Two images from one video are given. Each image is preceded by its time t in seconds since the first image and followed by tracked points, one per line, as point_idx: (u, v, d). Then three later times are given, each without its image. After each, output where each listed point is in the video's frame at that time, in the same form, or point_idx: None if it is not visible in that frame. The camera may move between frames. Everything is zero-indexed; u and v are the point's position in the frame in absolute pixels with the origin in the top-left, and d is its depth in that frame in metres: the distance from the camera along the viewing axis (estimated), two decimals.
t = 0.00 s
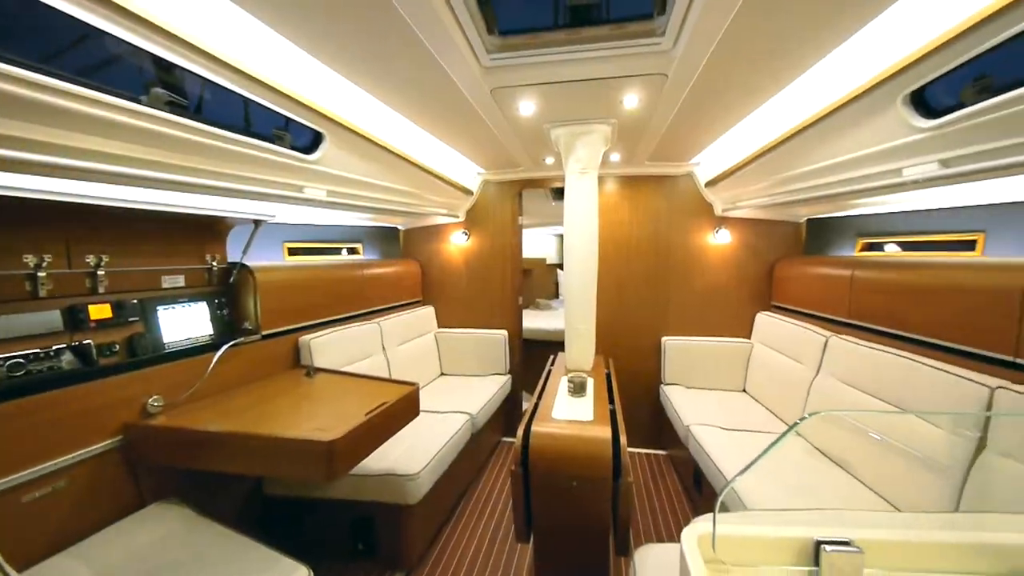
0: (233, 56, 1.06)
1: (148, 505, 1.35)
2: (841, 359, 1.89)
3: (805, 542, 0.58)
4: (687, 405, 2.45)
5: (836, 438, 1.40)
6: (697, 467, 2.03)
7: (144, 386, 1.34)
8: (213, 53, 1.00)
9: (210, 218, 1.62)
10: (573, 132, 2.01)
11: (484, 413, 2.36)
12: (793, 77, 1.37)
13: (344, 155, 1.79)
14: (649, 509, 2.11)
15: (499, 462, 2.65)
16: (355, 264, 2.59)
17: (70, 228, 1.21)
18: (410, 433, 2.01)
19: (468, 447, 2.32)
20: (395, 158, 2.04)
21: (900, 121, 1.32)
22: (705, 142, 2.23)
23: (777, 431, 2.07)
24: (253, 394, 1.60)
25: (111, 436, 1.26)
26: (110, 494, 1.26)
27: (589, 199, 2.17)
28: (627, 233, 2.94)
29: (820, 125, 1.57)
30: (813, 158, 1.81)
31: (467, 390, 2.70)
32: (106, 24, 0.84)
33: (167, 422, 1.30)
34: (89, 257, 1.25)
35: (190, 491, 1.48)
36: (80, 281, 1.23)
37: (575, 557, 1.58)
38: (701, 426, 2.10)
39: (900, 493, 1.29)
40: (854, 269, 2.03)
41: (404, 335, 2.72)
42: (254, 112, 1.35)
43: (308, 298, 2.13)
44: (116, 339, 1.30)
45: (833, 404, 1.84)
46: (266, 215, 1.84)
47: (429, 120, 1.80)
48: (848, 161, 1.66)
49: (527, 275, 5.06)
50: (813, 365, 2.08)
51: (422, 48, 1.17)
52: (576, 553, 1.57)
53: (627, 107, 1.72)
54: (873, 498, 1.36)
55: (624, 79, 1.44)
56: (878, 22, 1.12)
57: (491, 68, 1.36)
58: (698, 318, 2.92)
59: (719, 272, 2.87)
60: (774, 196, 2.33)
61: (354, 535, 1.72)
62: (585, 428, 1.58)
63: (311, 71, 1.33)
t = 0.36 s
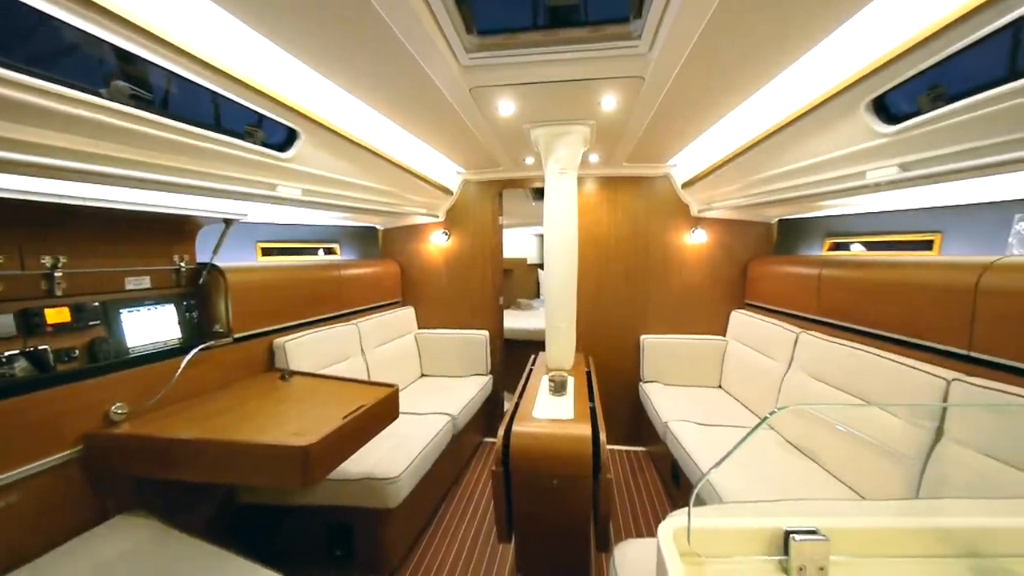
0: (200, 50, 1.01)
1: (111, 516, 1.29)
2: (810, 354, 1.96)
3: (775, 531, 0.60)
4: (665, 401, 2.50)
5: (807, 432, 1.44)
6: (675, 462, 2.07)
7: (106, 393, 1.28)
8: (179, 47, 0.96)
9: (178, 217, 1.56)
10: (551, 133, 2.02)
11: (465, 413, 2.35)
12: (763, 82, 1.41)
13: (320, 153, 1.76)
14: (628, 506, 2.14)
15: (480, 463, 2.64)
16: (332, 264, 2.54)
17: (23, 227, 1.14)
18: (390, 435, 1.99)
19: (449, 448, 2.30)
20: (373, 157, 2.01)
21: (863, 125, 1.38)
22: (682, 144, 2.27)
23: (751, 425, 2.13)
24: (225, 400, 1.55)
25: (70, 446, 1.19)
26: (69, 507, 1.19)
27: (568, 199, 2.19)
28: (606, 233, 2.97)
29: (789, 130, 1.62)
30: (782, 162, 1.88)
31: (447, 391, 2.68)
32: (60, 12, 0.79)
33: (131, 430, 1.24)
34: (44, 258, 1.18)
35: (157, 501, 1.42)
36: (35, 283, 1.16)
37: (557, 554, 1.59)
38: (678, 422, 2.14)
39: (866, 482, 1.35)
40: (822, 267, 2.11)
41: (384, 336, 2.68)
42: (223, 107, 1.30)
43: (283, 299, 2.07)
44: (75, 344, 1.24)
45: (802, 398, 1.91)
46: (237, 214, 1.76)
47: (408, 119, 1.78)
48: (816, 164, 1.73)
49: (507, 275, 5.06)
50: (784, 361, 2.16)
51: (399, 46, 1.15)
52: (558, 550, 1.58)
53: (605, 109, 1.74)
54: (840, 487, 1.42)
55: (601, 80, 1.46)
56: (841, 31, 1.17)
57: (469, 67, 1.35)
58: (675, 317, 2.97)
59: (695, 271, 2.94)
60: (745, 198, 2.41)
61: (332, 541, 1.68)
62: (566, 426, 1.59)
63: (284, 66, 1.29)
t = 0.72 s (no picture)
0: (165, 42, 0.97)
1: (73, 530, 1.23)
2: (782, 351, 2.02)
3: (748, 523, 0.62)
4: (644, 398, 2.54)
5: (779, 423, 1.49)
6: (654, 458, 2.11)
7: (66, 401, 1.21)
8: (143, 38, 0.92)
9: (144, 215, 1.49)
10: (532, 133, 2.03)
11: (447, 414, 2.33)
12: (738, 85, 1.45)
13: (295, 150, 1.71)
14: (610, 502, 2.17)
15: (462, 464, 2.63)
16: (310, 264, 2.48)
17: None
18: (369, 438, 1.95)
19: (431, 450, 2.28)
20: (351, 155, 1.97)
21: (830, 130, 1.43)
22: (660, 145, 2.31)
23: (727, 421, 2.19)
24: (196, 406, 1.49)
25: (26, 457, 1.13)
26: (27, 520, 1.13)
27: (548, 199, 2.20)
28: (586, 233, 3.00)
29: (763, 133, 1.67)
30: (755, 163, 1.93)
31: (429, 392, 2.66)
32: None
33: (94, 438, 1.18)
34: None
35: (123, 512, 1.36)
36: None
37: (539, 553, 1.59)
38: (657, 419, 2.18)
39: (833, 472, 1.40)
40: (793, 267, 2.19)
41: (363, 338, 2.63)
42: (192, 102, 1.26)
43: (257, 300, 2.01)
44: (32, 351, 1.16)
45: (775, 394, 1.97)
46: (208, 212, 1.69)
47: (386, 117, 1.75)
48: (788, 166, 1.78)
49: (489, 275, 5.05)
50: (758, 357, 2.22)
51: (376, 43, 1.13)
52: (540, 549, 1.59)
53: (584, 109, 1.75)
54: (810, 478, 1.47)
55: (581, 82, 1.47)
56: (809, 39, 1.21)
57: (448, 66, 1.34)
58: (654, 315, 3.02)
59: (673, 271, 3.00)
60: (721, 199, 2.47)
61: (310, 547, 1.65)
62: (548, 425, 1.60)
63: (257, 60, 1.25)
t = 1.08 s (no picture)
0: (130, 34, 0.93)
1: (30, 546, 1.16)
2: (755, 347, 2.09)
3: (722, 516, 0.63)
4: (624, 395, 2.58)
5: (753, 418, 1.54)
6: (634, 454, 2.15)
7: (21, 409, 1.14)
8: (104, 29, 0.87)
9: (107, 214, 1.43)
10: (513, 133, 2.02)
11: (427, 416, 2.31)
12: (712, 88, 1.48)
13: (268, 147, 1.66)
14: (590, 500, 2.19)
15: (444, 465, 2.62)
16: (284, 265, 2.42)
17: None
18: (348, 442, 1.92)
19: (411, 452, 2.26)
20: (327, 152, 1.93)
21: (800, 133, 1.48)
22: (638, 147, 2.35)
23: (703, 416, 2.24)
24: (165, 412, 1.43)
25: None
26: None
27: (529, 199, 2.20)
28: (566, 233, 3.02)
29: (735, 136, 1.72)
30: (728, 165, 1.99)
31: (409, 394, 2.63)
32: None
33: (52, 449, 1.12)
34: None
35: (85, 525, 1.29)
36: None
37: (521, 552, 1.60)
38: (636, 415, 2.22)
39: (803, 464, 1.45)
40: (765, 266, 2.26)
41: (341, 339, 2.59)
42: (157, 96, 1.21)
43: (229, 302, 1.95)
44: None
45: (748, 389, 2.03)
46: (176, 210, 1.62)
47: (363, 115, 1.72)
48: (760, 168, 1.84)
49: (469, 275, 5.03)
50: (733, 354, 2.28)
51: (351, 38, 1.11)
52: (522, 549, 1.59)
53: (563, 110, 1.76)
54: (781, 470, 1.52)
55: (559, 83, 1.48)
56: (779, 45, 1.25)
57: (427, 64, 1.33)
58: (633, 314, 3.07)
59: (651, 270, 3.05)
60: (697, 199, 2.52)
61: (287, 555, 1.61)
62: (529, 425, 1.60)
63: (228, 54, 1.21)
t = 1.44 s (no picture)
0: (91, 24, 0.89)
1: None
2: (730, 344, 2.14)
3: (697, 510, 0.65)
4: (605, 393, 2.61)
5: (728, 413, 1.58)
6: (614, 451, 2.18)
7: None
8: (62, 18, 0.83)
9: (66, 212, 1.36)
10: (494, 132, 2.02)
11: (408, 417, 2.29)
12: (688, 91, 1.51)
13: (241, 144, 1.61)
14: (572, 497, 2.21)
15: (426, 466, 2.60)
16: (259, 265, 2.35)
17: None
18: (326, 446, 1.88)
19: (392, 454, 2.23)
20: (303, 150, 1.89)
21: (771, 136, 1.53)
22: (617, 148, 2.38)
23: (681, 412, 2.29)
24: (131, 419, 1.37)
25: None
26: None
27: (509, 199, 2.20)
28: (547, 233, 3.03)
29: (710, 138, 1.76)
30: (704, 166, 2.04)
31: (390, 396, 2.60)
32: None
33: (7, 460, 1.06)
34: None
35: (44, 541, 1.23)
36: None
37: (503, 552, 1.60)
38: (617, 413, 2.25)
39: (776, 456, 1.50)
40: (740, 265, 2.32)
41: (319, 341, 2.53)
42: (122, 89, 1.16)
43: (200, 304, 1.88)
44: None
45: (724, 385, 2.09)
46: (142, 209, 1.56)
47: (340, 112, 1.69)
48: (734, 170, 1.88)
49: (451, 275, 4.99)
50: (709, 351, 2.34)
51: (327, 34, 1.08)
52: (505, 549, 1.59)
53: (543, 110, 1.77)
54: (755, 463, 1.57)
55: (538, 83, 1.48)
56: (751, 51, 1.28)
57: (405, 62, 1.31)
58: (613, 313, 3.11)
59: (630, 270, 3.09)
60: (674, 200, 2.57)
61: (263, 563, 1.56)
62: (510, 424, 1.60)
63: (197, 46, 1.17)
